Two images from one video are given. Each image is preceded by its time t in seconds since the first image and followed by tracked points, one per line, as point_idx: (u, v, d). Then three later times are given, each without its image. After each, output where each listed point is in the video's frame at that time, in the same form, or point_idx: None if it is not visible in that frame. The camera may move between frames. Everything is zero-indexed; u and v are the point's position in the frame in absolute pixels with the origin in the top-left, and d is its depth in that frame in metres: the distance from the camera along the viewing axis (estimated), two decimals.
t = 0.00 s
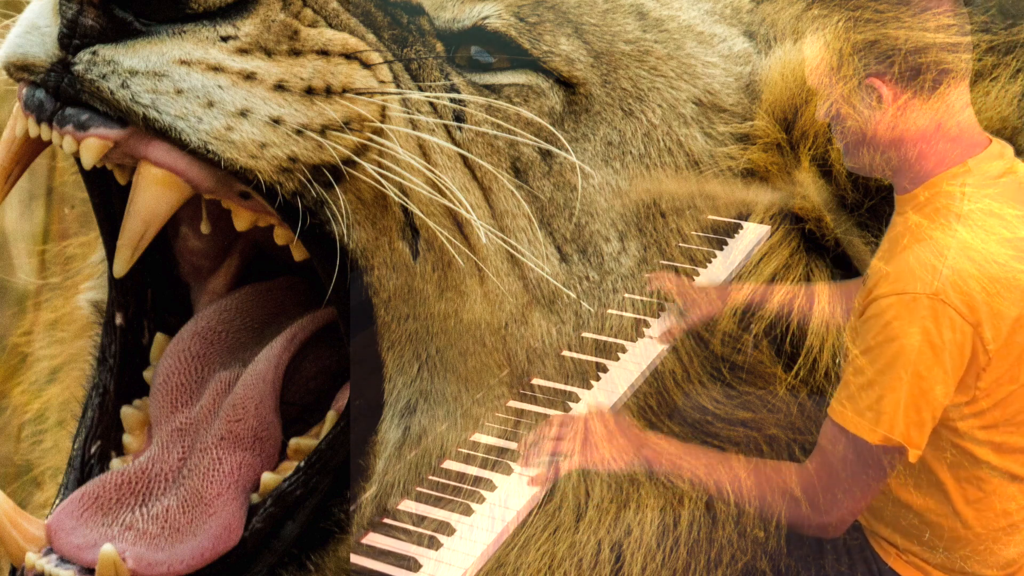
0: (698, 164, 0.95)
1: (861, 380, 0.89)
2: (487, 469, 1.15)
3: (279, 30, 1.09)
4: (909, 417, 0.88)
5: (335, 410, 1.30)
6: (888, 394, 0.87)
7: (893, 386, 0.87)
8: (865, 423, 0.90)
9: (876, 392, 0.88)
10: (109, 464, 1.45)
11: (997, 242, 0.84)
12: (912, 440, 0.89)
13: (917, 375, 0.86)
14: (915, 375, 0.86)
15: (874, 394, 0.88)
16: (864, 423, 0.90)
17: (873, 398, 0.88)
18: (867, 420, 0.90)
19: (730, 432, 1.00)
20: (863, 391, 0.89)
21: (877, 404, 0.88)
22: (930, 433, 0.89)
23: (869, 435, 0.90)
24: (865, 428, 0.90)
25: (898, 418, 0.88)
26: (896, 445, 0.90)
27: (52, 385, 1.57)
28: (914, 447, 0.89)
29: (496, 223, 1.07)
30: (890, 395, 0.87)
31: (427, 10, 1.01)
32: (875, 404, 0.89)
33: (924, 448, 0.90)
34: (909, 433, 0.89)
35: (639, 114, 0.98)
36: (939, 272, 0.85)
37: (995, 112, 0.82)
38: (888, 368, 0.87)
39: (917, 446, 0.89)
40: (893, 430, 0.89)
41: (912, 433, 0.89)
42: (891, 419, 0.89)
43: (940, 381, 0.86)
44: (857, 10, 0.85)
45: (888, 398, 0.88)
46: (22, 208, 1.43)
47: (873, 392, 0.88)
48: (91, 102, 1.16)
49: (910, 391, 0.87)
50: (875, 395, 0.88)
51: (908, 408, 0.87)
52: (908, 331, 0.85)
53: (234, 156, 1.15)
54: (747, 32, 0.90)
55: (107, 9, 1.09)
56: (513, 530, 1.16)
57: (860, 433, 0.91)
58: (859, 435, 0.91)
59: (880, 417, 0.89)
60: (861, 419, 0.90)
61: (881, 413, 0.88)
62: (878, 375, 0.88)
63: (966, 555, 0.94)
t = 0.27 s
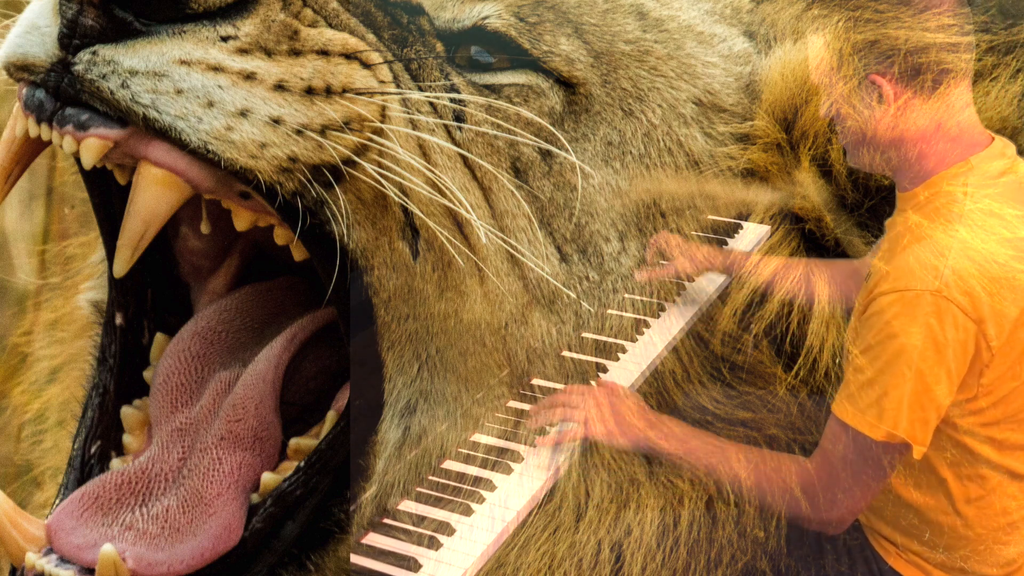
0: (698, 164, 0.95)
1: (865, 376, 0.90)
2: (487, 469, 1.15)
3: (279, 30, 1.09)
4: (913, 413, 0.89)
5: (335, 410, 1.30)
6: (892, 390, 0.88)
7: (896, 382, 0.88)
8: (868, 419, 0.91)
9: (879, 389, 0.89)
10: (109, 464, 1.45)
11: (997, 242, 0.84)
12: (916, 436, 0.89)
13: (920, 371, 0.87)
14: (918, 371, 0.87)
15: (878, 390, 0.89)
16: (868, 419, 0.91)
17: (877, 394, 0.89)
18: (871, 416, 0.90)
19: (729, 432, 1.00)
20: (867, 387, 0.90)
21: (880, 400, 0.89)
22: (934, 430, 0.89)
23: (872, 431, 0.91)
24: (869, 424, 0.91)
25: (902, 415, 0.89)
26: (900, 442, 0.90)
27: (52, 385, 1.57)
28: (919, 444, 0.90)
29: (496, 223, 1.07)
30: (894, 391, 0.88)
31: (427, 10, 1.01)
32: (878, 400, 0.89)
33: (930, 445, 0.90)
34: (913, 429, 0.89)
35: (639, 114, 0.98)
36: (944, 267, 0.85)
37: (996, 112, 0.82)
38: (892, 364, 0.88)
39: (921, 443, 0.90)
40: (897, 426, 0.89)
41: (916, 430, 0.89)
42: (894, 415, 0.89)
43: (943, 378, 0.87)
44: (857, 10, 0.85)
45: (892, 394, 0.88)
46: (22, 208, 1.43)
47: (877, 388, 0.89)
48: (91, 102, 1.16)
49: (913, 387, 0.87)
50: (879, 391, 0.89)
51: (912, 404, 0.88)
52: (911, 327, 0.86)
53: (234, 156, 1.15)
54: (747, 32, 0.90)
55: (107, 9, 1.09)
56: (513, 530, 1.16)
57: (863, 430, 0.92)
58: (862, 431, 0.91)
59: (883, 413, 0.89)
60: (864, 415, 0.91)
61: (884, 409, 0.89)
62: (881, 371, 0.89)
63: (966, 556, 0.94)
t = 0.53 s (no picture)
0: (698, 164, 0.95)
1: (858, 372, 0.90)
2: (487, 469, 1.15)
3: (279, 30, 1.09)
4: (903, 409, 0.88)
5: (335, 410, 1.30)
6: (885, 386, 0.88)
7: (888, 377, 0.88)
8: (860, 414, 0.91)
9: (872, 383, 0.89)
10: (109, 464, 1.45)
11: (996, 241, 0.84)
12: (905, 431, 0.90)
13: (913, 366, 0.87)
14: (911, 368, 0.87)
15: (871, 385, 0.89)
16: (859, 414, 0.91)
17: (869, 388, 0.89)
18: (863, 411, 0.90)
19: (729, 432, 1.01)
20: (860, 382, 0.90)
21: (873, 395, 0.89)
22: (924, 426, 0.89)
23: (863, 426, 0.91)
24: (860, 419, 0.91)
25: (893, 411, 0.89)
26: (890, 437, 0.90)
27: (52, 385, 1.57)
28: (909, 439, 0.90)
29: (496, 223, 1.07)
30: (886, 386, 0.88)
31: (427, 10, 1.01)
32: (870, 395, 0.89)
33: (919, 440, 0.90)
34: (903, 424, 0.89)
35: (639, 114, 0.98)
36: (940, 266, 0.85)
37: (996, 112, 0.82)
38: (885, 359, 0.88)
39: (910, 438, 0.90)
40: (887, 422, 0.89)
41: (906, 425, 0.89)
42: (886, 411, 0.89)
43: (936, 375, 0.87)
44: (857, 10, 0.85)
45: (884, 390, 0.88)
46: (22, 208, 1.43)
47: (870, 383, 0.89)
48: (91, 102, 1.16)
49: (905, 383, 0.87)
50: (871, 386, 0.89)
51: (903, 400, 0.88)
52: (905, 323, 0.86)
53: (234, 156, 1.15)
54: (747, 32, 0.90)
55: (107, 9, 1.09)
56: (513, 530, 1.16)
57: (854, 424, 0.92)
58: (855, 426, 0.91)
59: (874, 408, 0.89)
60: (857, 410, 0.91)
61: (876, 404, 0.89)
62: (875, 367, 0.89)
63: (966, 555, 0.95)
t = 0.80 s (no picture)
0: (698, 164, 0.95)
1: (880, 382, 0.89)
2: (487, 469, 1.15)
3: (279, 30, 1.09)
4: (932, 420, 0.88)
5: (335, 410, 1.30)
6: (911, 397, 0.87)
7: (916, 388, 0.87)
8: (886, 425, 0.89)
9: (898, 394, 0.88)
10: (109, 464, 1.45)
11: (999, 243, 0.84)
12: (933, 442, 0.89)
13: (941, 376, 0.86)
14: (938, 378, 0.86)
15: (897, 396, 0.88)
16: (886, 426, 0.89)
17: (896, 400, 0.88)
18: (889, 422, 0.89)
19: (729, 432, 1.01)
20: (885, 393, 0.89)
21: (899, 406, 0.88)
22: (950, 436, 0.89)
23: (890, 437, 0.89)
24: (886, 430, 0.89)
25: (920, 422, 0.88)
26: (915, 448, 0.89)
27: (52, 385, 1.57)
28: (937, 450, 0.89)
29: (496, 223, 1.07)
30: (913, 397, 0.87)
31: (427, 10, 1.01)
32: (896, 406, 0.88)
33: (947, 451, 0.90)
34: (931, 436, 0.89)
35: (639, 114, 0.98)
36: (964, 275, 0.85)
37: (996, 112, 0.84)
38: (912, 371, 0.87)
39: (939, 449, 0.89)
40: (914, 433, 0.88)
41: (934, 436, 0.89)
42: (912, 422, 0.88)
43: (963, 384, 0.87)
44: (856, 10, 0.85)
45: (910, 401, 0.87)
46: (22, 208, 1.44)
47: (895, 394, 0.88)
48: (91, 102, 1.16)
49: (933, 394, 0.87)
50: (897, 398, 0.88)
51: (931, 411, 0.87)
52: (931, 333, 0.86)
53: (234, 156, 1.15)
54: (747, 32, 0.90)
55: (107, 9, 1.09)
56: (513, 530, 1.16)
57: (878, 435, 0.90)
58: (878, 437, 0.90)
59: (901, 420, 0.88)
60: (881, 421, 0.89)
61: (902, 415, 0.88)
62: (900, 377, 0.87)
63: (966, 556, 0.95)
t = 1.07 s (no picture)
0: (698, 164, 0.95)
1: (872, 378, 0.89)
2: (487, 469, 1.15)
3: (279, 30, 1.09)
4: (921, 417, 0.88)
5: (335, 410, 1.30)
6: (901, 393, 0.87)
7: (905, 385, 0.87)
8: (875, 421, 0.90)
9: (887, 390, 0.88)
10: (109, 464, 1.45)
11: (998, 242, 0.84)
12: (923, 440, 0.89)
13: (931, 373, 0.86)
14: (929, 375, 0.86)
15: (887, 392, 0.88)
16: (874, 421, 0.90)
17: (885, 396, 0.88)
18: (877, 418, 0.89)
19: (729, 431, 1.00)
20: (875, 389, 0.89)
21: (888, 402, 0.88)
22: (940, 434, 0.89)
23: (878, 433, 0.90)
24: (874, 426, 0.90)
25: (909, 418, 0.88)
26: (904, 445, 0.89)
27: (52, 385, 1.57)
28: (925, 447, 0.89)
29: (496, 223, 1.07)
30: (903, 394, 0.87)
31: (427, 10, 1.01)
32: (886, 403, 0.88)
33: (935, 449, 0.89)
34: (920, 433, 0.88)
35: (639, 114, 0.98)
36: (958, 273, 0.85)
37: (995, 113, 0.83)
38: (901, 367, 0.87)
39: (927, 446, 0.89)
40: (904, 430, 0.88)
41: (923, 434, 0.88)
42: (901, 419, 0.88)
43: (953, 382, 0.86)
44: (857, 10, 0.85)
45: (900, 397, 0.87)
46: (22, 208, 1.44)
47: (885, 390, 0.88)
48: (91, 102, 1.16)
49: (923, 391, 0.87)
50: (887, 394, 0.88)
51: (920, 408, 0.87)
52: (923, 330, 0.86)
53: (234, 156, 1.15)
54: (747, 32, 0.90)
55: (107, 9, 1.09)
56: (513, 530, 1.16)
57: (868, 432, 0.90)
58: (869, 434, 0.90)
59: (890, 416, 0.88)
60: (870, 417, 0.90)
61: (892, 412, 0.88)
62: (890, 374, 0.88)
63: (965, 556, 0.95)
